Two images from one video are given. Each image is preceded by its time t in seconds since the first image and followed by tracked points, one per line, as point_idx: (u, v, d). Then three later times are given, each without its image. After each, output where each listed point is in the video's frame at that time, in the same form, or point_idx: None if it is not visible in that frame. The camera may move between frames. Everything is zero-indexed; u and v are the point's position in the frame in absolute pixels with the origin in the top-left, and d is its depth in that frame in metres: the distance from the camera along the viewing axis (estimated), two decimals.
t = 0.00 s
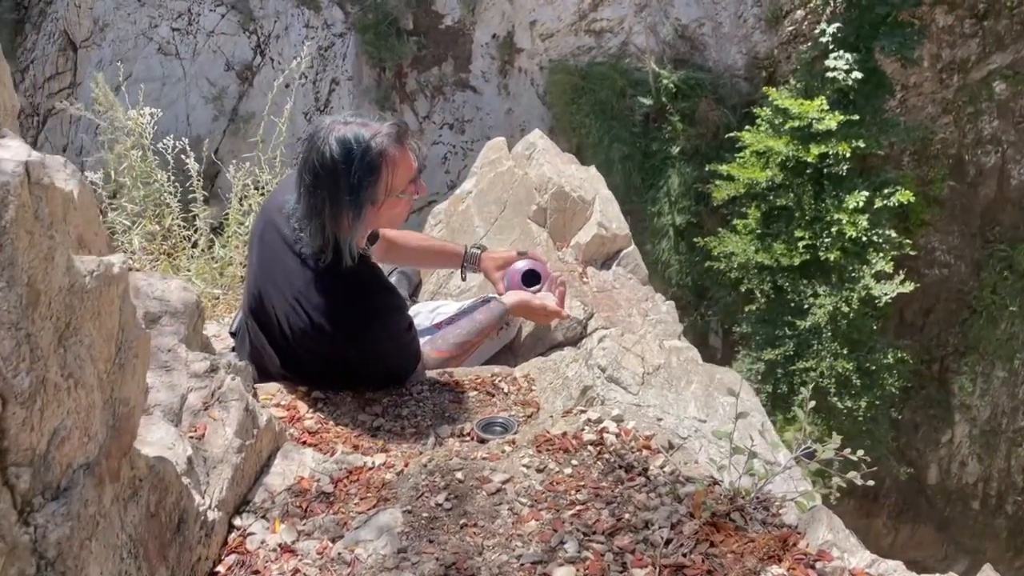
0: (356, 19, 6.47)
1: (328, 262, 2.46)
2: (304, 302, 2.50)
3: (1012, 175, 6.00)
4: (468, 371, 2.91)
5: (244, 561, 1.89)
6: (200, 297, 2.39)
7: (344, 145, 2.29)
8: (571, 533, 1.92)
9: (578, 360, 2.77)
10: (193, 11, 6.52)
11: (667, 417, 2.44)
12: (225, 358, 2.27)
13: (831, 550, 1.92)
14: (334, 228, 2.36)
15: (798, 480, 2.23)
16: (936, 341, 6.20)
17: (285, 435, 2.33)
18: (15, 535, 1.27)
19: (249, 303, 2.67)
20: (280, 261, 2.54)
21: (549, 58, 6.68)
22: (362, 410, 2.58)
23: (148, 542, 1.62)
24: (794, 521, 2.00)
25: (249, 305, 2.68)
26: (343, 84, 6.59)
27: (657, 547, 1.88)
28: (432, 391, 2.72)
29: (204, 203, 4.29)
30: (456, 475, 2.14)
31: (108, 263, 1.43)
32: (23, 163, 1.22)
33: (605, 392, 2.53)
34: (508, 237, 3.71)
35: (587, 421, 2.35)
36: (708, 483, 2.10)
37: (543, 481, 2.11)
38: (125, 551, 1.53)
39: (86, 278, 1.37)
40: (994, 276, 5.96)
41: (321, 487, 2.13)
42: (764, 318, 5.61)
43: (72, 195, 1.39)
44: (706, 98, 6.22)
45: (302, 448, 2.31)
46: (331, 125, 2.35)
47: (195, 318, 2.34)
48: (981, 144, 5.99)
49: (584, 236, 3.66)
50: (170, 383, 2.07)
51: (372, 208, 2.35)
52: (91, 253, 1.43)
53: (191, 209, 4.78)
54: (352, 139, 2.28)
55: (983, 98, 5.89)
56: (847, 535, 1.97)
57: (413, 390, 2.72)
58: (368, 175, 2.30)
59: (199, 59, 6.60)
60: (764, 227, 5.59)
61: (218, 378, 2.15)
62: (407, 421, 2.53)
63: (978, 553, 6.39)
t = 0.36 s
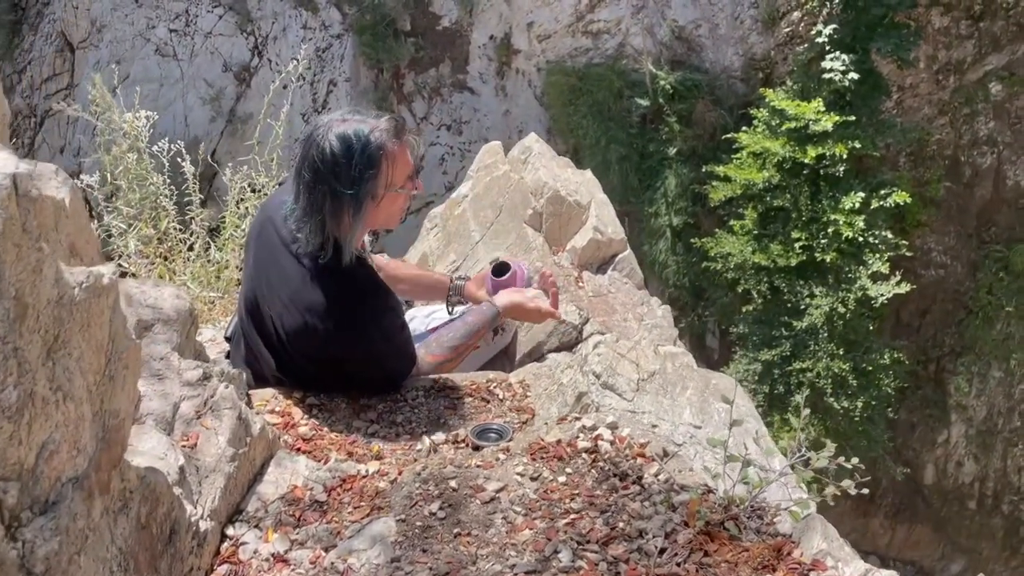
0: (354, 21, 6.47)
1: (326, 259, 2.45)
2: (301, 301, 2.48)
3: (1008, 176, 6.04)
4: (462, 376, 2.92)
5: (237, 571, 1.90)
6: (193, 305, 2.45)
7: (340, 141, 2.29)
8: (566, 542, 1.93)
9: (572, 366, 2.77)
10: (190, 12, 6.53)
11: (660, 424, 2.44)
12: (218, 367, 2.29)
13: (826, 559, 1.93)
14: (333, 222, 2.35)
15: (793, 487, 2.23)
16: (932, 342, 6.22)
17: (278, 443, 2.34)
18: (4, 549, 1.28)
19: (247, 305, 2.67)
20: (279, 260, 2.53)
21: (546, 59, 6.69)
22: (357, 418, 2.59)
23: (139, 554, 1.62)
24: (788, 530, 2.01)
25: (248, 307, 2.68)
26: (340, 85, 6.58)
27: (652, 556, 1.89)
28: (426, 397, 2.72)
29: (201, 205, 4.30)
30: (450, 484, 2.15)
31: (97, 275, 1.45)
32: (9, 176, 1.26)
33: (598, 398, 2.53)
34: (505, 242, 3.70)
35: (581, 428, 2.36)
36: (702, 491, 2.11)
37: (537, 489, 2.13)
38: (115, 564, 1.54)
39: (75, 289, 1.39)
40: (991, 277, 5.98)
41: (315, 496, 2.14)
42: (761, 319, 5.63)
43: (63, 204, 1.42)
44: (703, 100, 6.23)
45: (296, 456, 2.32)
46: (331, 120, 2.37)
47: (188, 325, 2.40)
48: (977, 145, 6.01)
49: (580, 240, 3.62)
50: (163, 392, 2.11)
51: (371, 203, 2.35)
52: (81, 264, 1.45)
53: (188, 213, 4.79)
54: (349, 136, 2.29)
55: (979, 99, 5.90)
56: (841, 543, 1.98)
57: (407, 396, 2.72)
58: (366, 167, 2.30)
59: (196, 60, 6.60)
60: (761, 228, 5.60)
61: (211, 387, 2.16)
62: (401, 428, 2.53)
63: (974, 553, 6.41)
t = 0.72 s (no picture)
0: (343, 22, 6.47)
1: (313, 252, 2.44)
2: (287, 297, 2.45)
3: (996, 176, 5.97)
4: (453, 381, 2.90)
5: None
6: (180, 313, 2.36)
7: (320, 133, 2.30)
8: (552, 549, 1.94)
9: (560, 371, 2.79)
10: (180, 14, 6.51)
11: (647, 429, 2.46)
12: (205, 376, 2.29)
13: (812, 563, 1.95)
14: (321, 211, 2.37)
15: (778, 491, 2.24)
16: (922, 340, 6.25)
17: (265, 451, 2.35)
18: None
19: (236, 309, 2.66)
20: (265, 258, 2.52)
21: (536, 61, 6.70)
22: (345, 424, 2.59)
23: (124, 566, 1.63)
24: (773, 536, 2.03)
25: (237, 312, 2.66)
26: (330, 87, 6.56)
27: (638, 563, 1.90)
28: (415, 402, 2.71)
29: (191, 208, 4.29)
30: (438, 491, 2.15)
31: (81, 288, 1.47)
32: None
33: (586, 403, 2.56)
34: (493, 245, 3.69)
35: (569, 434, 2.37)
36: (689, 496, 2.12)
37: (524, 496, 2.13)
38: None
39: (58, 304, 1.42)
40: (980, 276, 6.00)
41: (302, 504, 2.14)
42: (752, 319, 5.65)
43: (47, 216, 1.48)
44: (693, 100, 6.23)
45: (284, 465, 2.32)
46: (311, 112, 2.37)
47: (175, 335, 2.30)
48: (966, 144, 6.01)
49: (569, 245, 3.63)
50: (149, 402, 2.08)
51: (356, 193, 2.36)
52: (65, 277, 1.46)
53: (177, 216, 4.79)
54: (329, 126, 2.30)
55: (967, 99, 5.91)
56: (825, 548, 2.00)
57: (396, 401, 2.71)
58: (350, 155, 2.31)
59: (185, 63, 6.58)
60: (752, 228, 5.62)
61: (198, 397, 2.16)
62: (389, 434, 2.53)
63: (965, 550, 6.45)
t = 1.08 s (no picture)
0: (328, 24, 6.44)
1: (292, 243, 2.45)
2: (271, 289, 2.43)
3: (981, 172, 6.08)
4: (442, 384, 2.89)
5: None
6: (166, 320, 2.29)
7: (287, 124, 2.34)
8: (540, 552, 1.93)
9: (547, 375, 2.76)
10: (162, 17, 6.47)
11: (635, 432, 2.45)
12: (190, 383, 2.27)
13: (797, 563, 1.92)
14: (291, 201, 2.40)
15: (766, 491, 2.25)
16: (909, 337, 6.25)
17: (253, 458, 2.33)
18: None
19: (222, 312, 2.65)
20: (249, 255, 2.52)
21: (522, 61, 6.70)
22: (333, 430, 2.56)
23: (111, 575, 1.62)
24: (760, 535, 2.03)
25: (223, 313, 2.64)
26: (315, 88, 6.53)
27: (625, 565, 1.89)
28: (403, 407, 2.70)
29: (176, 213, 4.27)
30: (426, 496, 2.14)
31: (66, 298, 1.45)
32: None
33: (574, 406, 2.55)
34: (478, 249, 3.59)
35: (556, 436, 2.38)
36: (675, 497, 2.12)
37: (512, 499, 2.12)
38: None
39: (43, 314, 1.40)
40: (966, 272, 6.05)
41: (291, 511, 2.12)
42: (740, 317, 5.68)
43: (30, 226, 1.50)
44: (679, 99, 6.22)
45: (273, 471, 2.30)
46: (272, 107, 2.40)
47: (160, 341, 2.24)
48: (950, 141, 6.08)
49: (555, 247, 3.60)
50: (136, 411, 2.05)
51: (326, 181, 2.40)
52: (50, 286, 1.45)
53: (162, 221, 4.76)
54: (294, 117, 2.34)
55: (951, 97, 5.95)
56: (811, 547, 1.98)
57: (384, 406, 2.69)
58: (316, 143, 2.33)
59: (169, 66, 6.54)
60: (739, 227, 5.64)
61: (185, 404, 2.15)
62: (377, 439, 2.51)
63: (953, 545, 6.49)
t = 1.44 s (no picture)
0: (307, 31, 6.42)
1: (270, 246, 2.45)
2: (252, 289, 2.42)
3: (955, 173, 6.18)
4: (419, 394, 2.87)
5: None
6: (144, 333, 2.31)
7: (262, 131, 2.37)
8: (520, 559, 1.93)
9: (525, 382, 2.72)
10: (139, 25, 6.40)
11: (614, 439, 2.45)
12: (169, 396, 2.25)
13: (772, 565, 1.95)
14: (266, 205, 2.43)
15: (742, 493, 2.27)
16: (887, 337, 6.26)
17: (233, 470, 2.32)
18: None
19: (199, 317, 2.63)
20: (227, 260, 2.52)
21: (502, 67, 6.71)
22: (313, 440, 2.55)
23: None
24: (735, 538, 2.04)
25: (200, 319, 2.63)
26: (294, 95, 6.56)
27: (604, 570, 1.89)
28: (383, 416, 2.69)
29: (154, 222, 4.25)
30: (406, 504, 2.14)
31: (43, 315, 1.44)
32: None
33: (553, 412, 2.55)
34: (456, 257, 3.58)
35: (536, 443, 2.39)
36: (652, 502, 2.14)
37: (492, 506, 2.13)
38: None
39: (20, 332, 1.38)
40: (942, 272, 6.13)
41: (271, 522, 2.11)
42: (721, 319, 5.69)
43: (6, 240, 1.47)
44: (658, 103, 6.25)
45: (253, 482, 2.29)
46: (248, 116, 2.43)
47: (138, 355, 2.26)
48: (925, 143, 6.15)
49: (534, 254, 3.58)
50: (113, 424, 2.04)
51: (302, 187, 2.43)
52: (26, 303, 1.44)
53: (140, 231, 4.73)
54: (269, 123, 2.37)
55: (926, 99, 6.04)
56: (786, 549, 2.00)
57: (365, 415, 2.68)
58: (291, 150, 2.37)
59: (147, 74, 6.50)
60: (718, 230, 5.66)
61: (164, 417, 2.13)
62: (359, 448, 2.50)
63: (933, 542, 6.56)
